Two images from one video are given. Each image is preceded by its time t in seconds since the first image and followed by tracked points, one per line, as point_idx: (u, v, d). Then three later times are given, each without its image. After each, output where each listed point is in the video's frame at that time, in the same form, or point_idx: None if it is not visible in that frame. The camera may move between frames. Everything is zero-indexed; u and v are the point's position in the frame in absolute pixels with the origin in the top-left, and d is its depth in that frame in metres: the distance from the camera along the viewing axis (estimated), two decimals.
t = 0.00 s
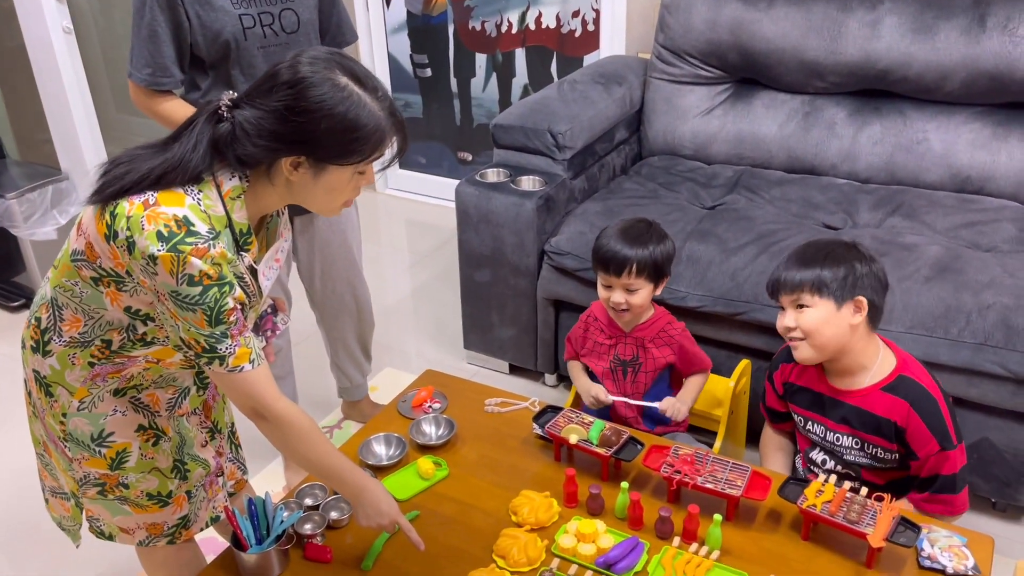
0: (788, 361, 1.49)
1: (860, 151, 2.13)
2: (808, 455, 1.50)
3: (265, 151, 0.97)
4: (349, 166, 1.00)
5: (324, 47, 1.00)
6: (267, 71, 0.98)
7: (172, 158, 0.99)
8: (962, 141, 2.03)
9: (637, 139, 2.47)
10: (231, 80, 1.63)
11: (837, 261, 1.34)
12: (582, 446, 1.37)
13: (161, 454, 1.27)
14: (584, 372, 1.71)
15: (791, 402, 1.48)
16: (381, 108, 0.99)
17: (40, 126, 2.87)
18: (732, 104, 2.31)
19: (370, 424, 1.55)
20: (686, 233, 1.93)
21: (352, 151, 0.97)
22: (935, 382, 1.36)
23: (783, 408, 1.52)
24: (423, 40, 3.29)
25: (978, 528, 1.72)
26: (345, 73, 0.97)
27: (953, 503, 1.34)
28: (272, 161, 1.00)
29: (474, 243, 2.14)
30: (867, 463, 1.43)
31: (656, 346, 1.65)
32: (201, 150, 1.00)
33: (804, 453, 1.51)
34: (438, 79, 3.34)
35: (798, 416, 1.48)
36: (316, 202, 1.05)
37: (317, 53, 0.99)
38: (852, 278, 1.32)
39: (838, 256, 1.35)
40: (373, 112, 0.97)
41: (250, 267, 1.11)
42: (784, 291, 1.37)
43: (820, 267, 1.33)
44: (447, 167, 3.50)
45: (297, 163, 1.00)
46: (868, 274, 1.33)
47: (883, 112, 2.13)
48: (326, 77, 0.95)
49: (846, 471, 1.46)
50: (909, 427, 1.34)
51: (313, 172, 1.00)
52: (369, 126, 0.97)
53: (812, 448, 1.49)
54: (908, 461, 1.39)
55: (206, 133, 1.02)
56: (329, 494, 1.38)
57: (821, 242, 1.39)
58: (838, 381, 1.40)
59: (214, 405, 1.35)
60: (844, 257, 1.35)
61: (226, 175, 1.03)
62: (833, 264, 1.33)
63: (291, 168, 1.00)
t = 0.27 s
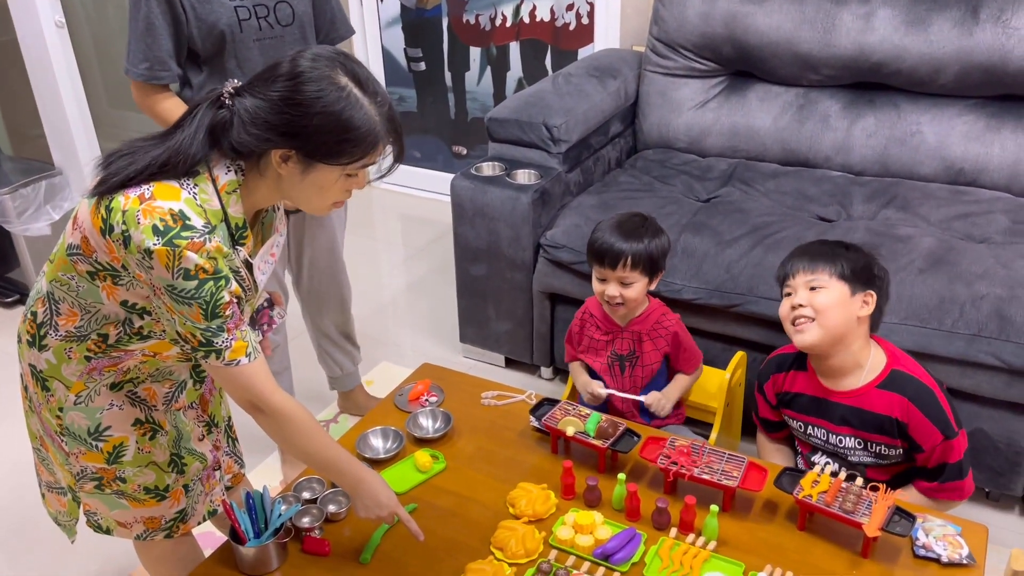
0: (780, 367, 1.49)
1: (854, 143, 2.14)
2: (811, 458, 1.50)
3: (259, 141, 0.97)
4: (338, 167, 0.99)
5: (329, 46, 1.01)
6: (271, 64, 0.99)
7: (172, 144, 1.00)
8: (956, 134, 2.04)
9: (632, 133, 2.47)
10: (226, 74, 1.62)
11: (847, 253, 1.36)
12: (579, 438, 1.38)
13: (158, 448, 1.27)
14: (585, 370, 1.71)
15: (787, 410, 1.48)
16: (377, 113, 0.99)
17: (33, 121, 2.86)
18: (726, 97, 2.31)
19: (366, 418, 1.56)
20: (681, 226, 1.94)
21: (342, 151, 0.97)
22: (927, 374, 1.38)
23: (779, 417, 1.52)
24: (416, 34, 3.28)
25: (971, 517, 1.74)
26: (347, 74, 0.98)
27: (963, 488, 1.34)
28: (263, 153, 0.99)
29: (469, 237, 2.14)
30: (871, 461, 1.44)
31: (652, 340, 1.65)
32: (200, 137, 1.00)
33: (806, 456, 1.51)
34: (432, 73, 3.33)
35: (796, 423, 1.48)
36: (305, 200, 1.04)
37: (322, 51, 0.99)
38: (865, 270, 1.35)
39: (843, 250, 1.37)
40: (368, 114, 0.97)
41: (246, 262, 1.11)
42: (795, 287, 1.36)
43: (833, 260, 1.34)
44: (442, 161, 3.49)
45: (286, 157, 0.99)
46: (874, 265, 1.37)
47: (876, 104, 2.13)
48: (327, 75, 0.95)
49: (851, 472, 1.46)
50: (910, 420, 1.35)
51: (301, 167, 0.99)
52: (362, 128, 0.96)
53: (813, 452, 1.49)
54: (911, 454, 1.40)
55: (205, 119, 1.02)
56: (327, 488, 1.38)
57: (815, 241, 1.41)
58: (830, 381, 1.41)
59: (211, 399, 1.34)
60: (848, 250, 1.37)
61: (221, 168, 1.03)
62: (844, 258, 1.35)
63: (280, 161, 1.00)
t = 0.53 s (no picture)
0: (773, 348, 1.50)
1: (850, 136, 2.14)
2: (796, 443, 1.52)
3: (252, 134, 0.97)
4: (331, 162, 0.99)
5: (326, 41, 1.01)
6: (265, 58, 0.99)
7: (167, 138, 1.00)
8: (950, 126, 2.04)
9: (627, 127, 2.47)
10: (222, 69, 1.62)
11: (852, 246, 1.36)
12: (576, 432, 1.38)
13: (155, 443, 1.27)
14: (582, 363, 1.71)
15: (778, 391, 1.50)
16: (371, 108, 0.99)
17: (26, 117, 2.85)
18: (722, 90, 2.31)
19: (362, 413, 1.55)
20: (677, 219, 1.94)
21: (336, 146, 0.96)
22: (917, 368, 1.37)
23: (770, 398, 1.53)
24: (411, 28, 3.28)
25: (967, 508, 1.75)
26: (341, 68, 0.98)
27: (946, 487, 1.34)
28: (258, 147, 0.99)
29: (465, 231, 2.14)
30: (853, 450, 1.44)
31: (648, 333, 1.65)
32: (194, 131, 1.00)
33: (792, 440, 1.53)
34: (427, 68, 3.32)
35: (784, 405, 1.49)
36: (299, 194, 1.04)
37: (316, 45, 0.99)
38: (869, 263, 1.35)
39: (849, 241, 1.37)
40: (363, 108, 0.97)
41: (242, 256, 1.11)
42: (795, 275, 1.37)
43: (838, 253, 1.34)
44: (437, 155, 3.49)
45: (280, 151, 0.99)
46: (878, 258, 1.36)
47: (872, 97, 2.13)
48: (322, 70, 0.95)
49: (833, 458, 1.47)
50: (893, 413, 1.35)
51: (295, 162, 0.99)
52: (357, 122, 0.96)
53: (798, 436, 1.51)
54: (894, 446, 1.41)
55: (199, 112, 1.01)
56: (325, 483, 1.39)
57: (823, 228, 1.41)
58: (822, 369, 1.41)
59: (207, 394, 1.34)
60: (854, 241, 1.37)
61: (216, 162, 1.02)
62: (848, 248, 1.35)
63: (274, 156, 0.99)
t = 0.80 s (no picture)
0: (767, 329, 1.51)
1: (845, 130, 2.14)
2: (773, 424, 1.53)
3: (240, 127, 0.96)
4: (322, 153, 0.99)
5: (313, 32, 1.00)
6: (253, 51, 0.98)
7: (156, 133, 0.99)
8: (945, 119, 2.04)
9: (622, 121, 2.47)
10: (215, 65, 1.61)
11: (881, 248, 1.33)
12: (573, 426, 1.38)
13: (151, 439, 1.27)
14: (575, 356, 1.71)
15: (766, 369, 1.51)
16: (359, 96, 0.98)
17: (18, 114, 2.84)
18: (717, 84, 2.31)
19: (358, 409, 1.55)
20: (672, 214, 1.94)
21: (325, 136, 0.96)
22: (909, 367, 1.37)
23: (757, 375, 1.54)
24: (405, 23, 3.26)
25: (962, 500, 1.75)
26: (328, 58, 0.97)
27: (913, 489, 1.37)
28: (247, 140, 0.98)
29: (460, 226, 2.13)
30: (830, 440, 1.45)
31: (645, 326, 1.65)
32: (184, 125, 1.00)
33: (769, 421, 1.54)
34: (421, 63, 3.31)
35: (770, 384, 1.51)
36: (290, 187, 1.03)
37: (304, 37, 0.99)
38: (892, 267, 1.32)
39: (879, 241, 1.33)
40: (350, 96, 0.96)
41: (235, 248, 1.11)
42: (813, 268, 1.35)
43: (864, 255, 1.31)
44: (432, 151, 3.48)
45: (271, 144, 0.98)
46: (902, 263, 1.34)
47: (867, 91, 2.13)
48: (309, 61, 0.95)
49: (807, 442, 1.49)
50: (876, 408, 1.36)
51: (287, 155, 0.98)
52: (346, 112, 0.96)
53: (777, 417, 1.52)
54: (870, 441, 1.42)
55: (188, 107, 1.01)
56: (321, 478, 1.38)
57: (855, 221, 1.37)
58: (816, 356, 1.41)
59: (203, 390, 1.33)
60: (883, 241, 1.34)
61: (206, 154, 1.02)
62: (877, 247, 1.32)
63: (265, 149, 0.99)
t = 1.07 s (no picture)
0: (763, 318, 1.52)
1: (838, 126, 2.14)
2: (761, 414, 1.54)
3: (217, 107, 0.96)
4: (302, 128, 0.98)
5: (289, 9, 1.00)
6: (228, 30, 0.97)
7: (135, 119, 0.99)
8: (938, 115, 2.05)
9: (616, 118, 2.47)
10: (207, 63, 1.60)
11: (894, 266, 1.31)
12: (567, 423, 1.38)
13: (150, 440, 1.25)
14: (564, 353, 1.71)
15: (759, 356, 1.52)
16: (337, 68, 0.97)
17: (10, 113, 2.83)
18: (710, 81, 2.31)
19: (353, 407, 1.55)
20: (666, 211, 1.94)
21: (304, 110, 0.96)
22: (903, 368, 1.38)
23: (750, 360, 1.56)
24: (399, 21, 3.26)
25: (955, 494, 1.76)
26: (301, 31, 0.96)
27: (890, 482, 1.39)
28: (226, 121, 0.98)
29: (455, 224, 2.13)
30: (817, 430, 1.46)
31: (634, 325, 1.65)
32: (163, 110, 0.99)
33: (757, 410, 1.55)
34: (415, 60, 3.31)
35: (762, 371, 1.52)
36: (274, 167, 1.03)
37: (278, 14, 0.98)
38: (900, 286, 1.31)
39: (895, 257, 1.32)
40: (327, 68, 0.96)
41: (219, 230, 1.08)
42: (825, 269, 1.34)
43: (876, 270, 1.30)
44: (426, 148, 3.48)
45: (251, 123, 0.98)
46: (912, 281, 1.33)
47: (860, 87, 2.14)
48: (283, 34, 0.94)
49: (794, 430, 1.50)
50: (866, 404, 1.37)
51: (267, 133, 0.98)
52: (323, 84, 0.95)
53: (767, 404, 1.53)
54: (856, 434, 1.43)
55: (169, 91, 1.01)
56: (316, 476, 1.38)
57: (877, 229, 1.34)
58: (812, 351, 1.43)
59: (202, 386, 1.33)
60: (899, 258, 1.32)
61: (187, 136, 1.01)
62: (893, 262, 1.31)
63: (245, 129, 0.99)
